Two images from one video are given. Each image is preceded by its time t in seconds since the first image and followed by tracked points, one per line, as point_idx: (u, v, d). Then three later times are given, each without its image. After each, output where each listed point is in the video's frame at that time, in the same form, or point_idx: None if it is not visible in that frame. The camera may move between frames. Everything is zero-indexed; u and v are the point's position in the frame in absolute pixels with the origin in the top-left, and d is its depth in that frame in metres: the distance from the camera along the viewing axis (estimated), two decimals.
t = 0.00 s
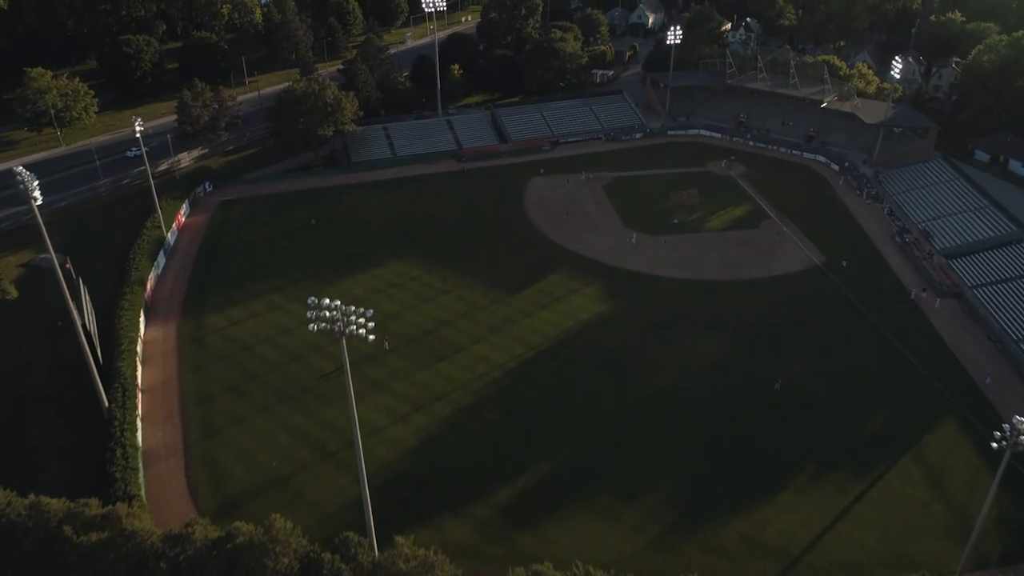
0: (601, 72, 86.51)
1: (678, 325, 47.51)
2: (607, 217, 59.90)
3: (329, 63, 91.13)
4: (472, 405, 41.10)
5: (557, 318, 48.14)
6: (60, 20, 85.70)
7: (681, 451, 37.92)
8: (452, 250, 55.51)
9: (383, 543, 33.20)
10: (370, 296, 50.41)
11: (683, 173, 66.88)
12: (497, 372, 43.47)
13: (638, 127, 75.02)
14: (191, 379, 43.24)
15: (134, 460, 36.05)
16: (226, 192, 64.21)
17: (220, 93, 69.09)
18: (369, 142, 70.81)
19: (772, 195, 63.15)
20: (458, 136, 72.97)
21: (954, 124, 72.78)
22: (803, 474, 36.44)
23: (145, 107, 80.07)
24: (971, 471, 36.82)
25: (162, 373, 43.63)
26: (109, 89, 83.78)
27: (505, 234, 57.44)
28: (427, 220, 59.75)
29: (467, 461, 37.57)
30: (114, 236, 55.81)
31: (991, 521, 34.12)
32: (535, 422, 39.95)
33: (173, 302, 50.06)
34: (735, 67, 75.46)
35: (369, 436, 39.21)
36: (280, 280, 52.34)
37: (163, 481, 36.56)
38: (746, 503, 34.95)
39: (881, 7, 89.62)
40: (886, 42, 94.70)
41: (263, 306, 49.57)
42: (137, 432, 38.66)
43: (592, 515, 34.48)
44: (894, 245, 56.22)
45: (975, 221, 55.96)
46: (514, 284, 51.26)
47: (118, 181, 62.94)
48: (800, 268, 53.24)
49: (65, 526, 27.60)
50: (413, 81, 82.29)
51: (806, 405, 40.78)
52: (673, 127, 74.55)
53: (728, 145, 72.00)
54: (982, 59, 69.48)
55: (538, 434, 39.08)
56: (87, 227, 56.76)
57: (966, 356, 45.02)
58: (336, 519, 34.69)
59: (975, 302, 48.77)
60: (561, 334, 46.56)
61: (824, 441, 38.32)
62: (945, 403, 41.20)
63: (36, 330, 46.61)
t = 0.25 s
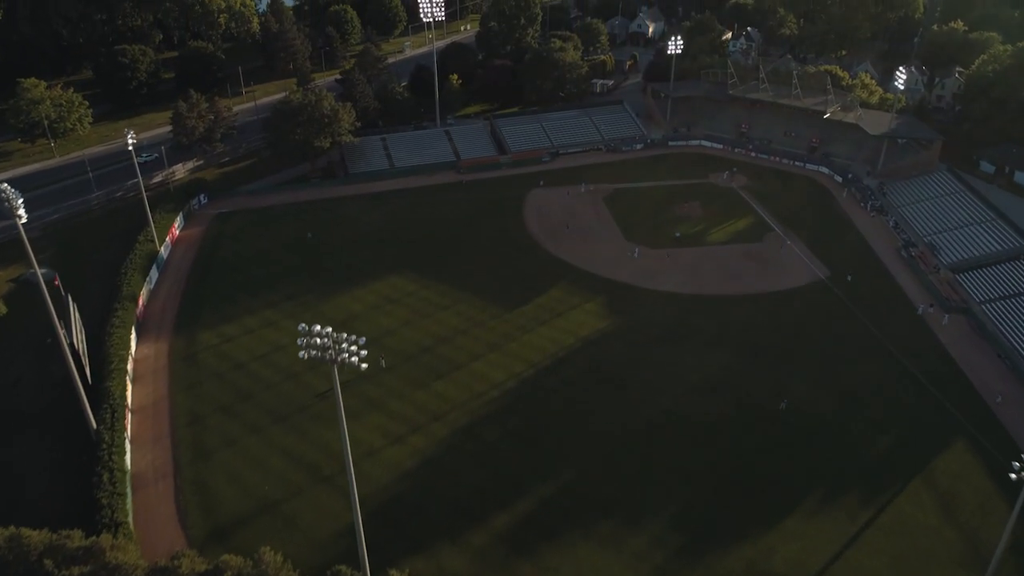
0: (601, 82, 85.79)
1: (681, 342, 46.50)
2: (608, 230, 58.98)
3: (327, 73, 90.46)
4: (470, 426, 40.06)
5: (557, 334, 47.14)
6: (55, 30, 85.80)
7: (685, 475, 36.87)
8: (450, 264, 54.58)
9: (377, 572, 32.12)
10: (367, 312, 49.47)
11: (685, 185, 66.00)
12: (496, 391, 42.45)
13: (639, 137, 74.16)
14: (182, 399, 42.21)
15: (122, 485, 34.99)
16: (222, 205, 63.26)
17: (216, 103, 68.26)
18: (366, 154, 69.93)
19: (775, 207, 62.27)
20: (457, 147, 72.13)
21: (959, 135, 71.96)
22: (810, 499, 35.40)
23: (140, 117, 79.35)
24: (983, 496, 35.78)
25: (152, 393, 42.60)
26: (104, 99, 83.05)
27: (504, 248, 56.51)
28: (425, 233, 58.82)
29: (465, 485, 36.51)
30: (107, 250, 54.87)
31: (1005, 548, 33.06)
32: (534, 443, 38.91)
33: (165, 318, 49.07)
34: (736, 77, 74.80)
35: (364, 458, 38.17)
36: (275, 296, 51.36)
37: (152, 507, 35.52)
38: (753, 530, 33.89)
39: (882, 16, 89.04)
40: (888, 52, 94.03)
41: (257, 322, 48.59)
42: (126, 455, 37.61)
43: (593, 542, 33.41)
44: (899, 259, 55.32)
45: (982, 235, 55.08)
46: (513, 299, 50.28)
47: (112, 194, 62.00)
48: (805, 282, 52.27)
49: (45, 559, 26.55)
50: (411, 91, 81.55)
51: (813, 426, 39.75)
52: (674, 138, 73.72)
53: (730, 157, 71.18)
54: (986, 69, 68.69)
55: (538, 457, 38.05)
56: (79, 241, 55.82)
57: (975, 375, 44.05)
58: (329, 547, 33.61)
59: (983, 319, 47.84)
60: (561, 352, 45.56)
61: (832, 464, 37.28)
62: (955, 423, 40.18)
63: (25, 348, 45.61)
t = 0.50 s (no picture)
0: (601, 92, 85.03)
1: (684, 360, 45.48)
2: (609, 243, 58.05)
3: (324, 83, 89.66)
4: (468, 447, 39.02)
5: (557, 351, 46.14)
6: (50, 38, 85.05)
7: (690, 499, 35.84)
8: (448, 278, 53.64)
9: None
10: (364, 328, 48.49)
11: (686, 197, 65.10)
12: (494, 412, 41.42)
13: (639, 148, 73.28)
14: (173, 419, 41.17)
15: (109, 512, 33.93)
16: (216, 217, 62.28)
17: (211, 114, 67.37)
18: (364, 165, 69.03)
19: (779, 220, 61.37)
20: (455, 158, 71.27)
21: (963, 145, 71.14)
22: (819, 525, 34.36)
23: (135, 128, 78.49)
24: (996, 521, 34.74)
25: (143, 413, 41.58)
26: (100, 109, 82.18)
27: (502, 262, 55.55)
28: (423, 247, 57.88)
29: (463, 510, 35.46)
30: (98, 265, 53.90)
31: None
32: (534, 466, 37.87)
33: (157, 335, 48.05)
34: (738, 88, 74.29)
35: (359, 481, 37.13)
36: (270, 311, 50.37)
37: (140, 534, 34.47)
38: (759, 557, 32.86)
39: (884, 26, 88.37)
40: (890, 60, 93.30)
41: (251, 339, 47.58)
42: (114, 479, 36.56)
43: (595, 570, 32.36)
44: (905, 273, 54.41)
45: (989, 249, 54.21)
46: (512, 315, 49.29)
47: (105, 207, 61.07)
48: (810, 297, 51.27)
49: None
50: (409, 100, 80.78)
51: (820, 447, 38.74)
52: (675, 148, 72.90)
53: (732, 168, 70.35)
54: (991, 80, 67.91)
55: (538, 480, 37.01)
56: (70, 255, 54.86)
57: (985, 393, 43.08)
58: None
59: (992, 335, 46.92)
60: (562, 369, 44.57)
61: (840, 488, 36.26)
62: (966, 445, 39.16)
63: (13, 367, 44.59)
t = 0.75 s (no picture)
0: (601, 101, 84.33)
1: (687, 377, 44.45)
2: (610, 256, 57.15)
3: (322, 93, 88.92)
4: (465, 470, 37.96)
5: (557, 368, 45.14)
6: (44, 47, 84.28)
7: (693, 524, 34.79)
8: (446, 292, 52.68)
9: None
10: (360, 344, 47.50)
11: (688, 209, 64.21)
12: (493, 432, 40.38)
13: (640, 159, 72.45)
14: (163, 439, 40.10)
15: (94, 538, 32.84)
16: (211, 229, 61.31)
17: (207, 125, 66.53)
18: (361, 176, 68.14)
19: (782, 233, 60.47)
20: (454, 169, 70.40)
21: (968, 156, 70.29)
22: (827, 551, 33.29)
23: (130, 138, 77.69)
24: (1010, 547, 33.66)
25: (132, 433, 40.52)
26: (94, 119, 81.39)
27: (501, 275, 54.60)
28: (420, 260, 56.93)
29: (460, 536, 34.37)
30: (89, 279, 52.91)
31: None
32: (534, 489, 36.80)
33: (149, 351, 47.00)
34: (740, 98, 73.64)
35: (354, 505, 36.06)
36: (264, 327, 49.36)
37: (127, 561, 33.36)
38: None
39: (886, 35, 87.77)
40: (892, 70, 92.62)
41: (244, 356, 46.57)
42: (101, 504, 35.47)
43: None
44: (911, 287, 53.49)
45: (996, 263, 53.31)
46: (511, 331, 48.30)
47: (98, 219, 60.09)
48: (815, 313, 50.31)
49: None
50: (407, 110, 80.03)
51: (828, 469, 37.70)
52: (676, 159, 72.10)
53: (733, 179, 69.53)
54: (995, 90, 67.16)
55: (538, 504, 35.95)
56: (62, 269, 53.87)
57: (996, 412, 42.09)
58: None
59: (1001, 352, 45.98)
60: (562, 387, 43.54)
61: (849, 512, 35.21)
62: (977, 467, 38.14)
63: None
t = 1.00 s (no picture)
0: (601, 111, 83.57)
1: (691, 395, 43.44)
2: (611, 270, 56.20)
3: (320, 103, 88.13)
4: (463, 493, 36.91)
5: (557, 386, 44.12)
6: (38, 57, 83.21)
7: (699, 551, 33.72)
8: (444, 307, 51.70)
9: None
10: (356, 361, 46.46)
11: (690, 221, 63.33)
12: (491, 453, 39.32)
13: (641, 170, 71.59)
14: (152, 461, 39.04)
15: (79, 567, 31.76)
16: (206, 242, 60.37)
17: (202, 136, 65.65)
18: (358, 187, 67.23)
19: (785, 246, 59.57)
20: (452, 180, 69.51)
21: (973, 167, 69.39)
22: None
23: (125, 149, 76.85)
24: None
25: (121, 454, 39.46)
26: (89, 130, 80.58)
27: (500, 290, 53.65)
28: (418, 274, 55.98)
29: (457, 563, 33.28)
30: (81, 295, 51.92)
31: None
32: (534, 513, 35.74)
33: (140, 369, 45.98)
34: (742, 108, 73.02)
35: (348, 530, 34.99)
36: (258, 344, 48.37)
37: None
38: None
39: (889, 44, 87.03)
40: (895, 79, 91.85)
41: (237, 374, 45.55)
42: (88, 529, 34.40)
43: None
44: (918, 301, 52.55)
45: (1004, 277, 52.37)
46: (510, 347, 47.31)
47: (90, 232, 59.11)
48: (821, 328, 49.35)
49: None
50: (405, 120, 79.28)
51: (836, 493, 36.65)
52: (677, 170, 71.28)
53: (735, 191, 68.71)
54: (1000, 100, 66.31)
55: (538, 529, 34.88)
56: (52, 284, 52.88)
57: (1007, 432, 41.06)
58: None
59: (1011, 369, 44.98)
60: (562, 406, 42.49)
61: (859, 538, 34.15)
62: (989, 490, 37.08)
63: None
